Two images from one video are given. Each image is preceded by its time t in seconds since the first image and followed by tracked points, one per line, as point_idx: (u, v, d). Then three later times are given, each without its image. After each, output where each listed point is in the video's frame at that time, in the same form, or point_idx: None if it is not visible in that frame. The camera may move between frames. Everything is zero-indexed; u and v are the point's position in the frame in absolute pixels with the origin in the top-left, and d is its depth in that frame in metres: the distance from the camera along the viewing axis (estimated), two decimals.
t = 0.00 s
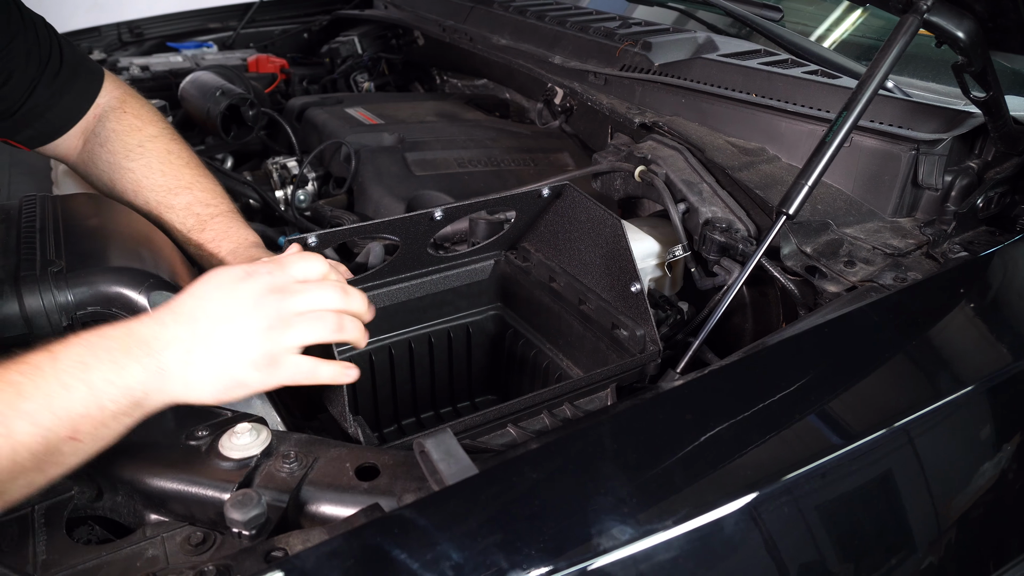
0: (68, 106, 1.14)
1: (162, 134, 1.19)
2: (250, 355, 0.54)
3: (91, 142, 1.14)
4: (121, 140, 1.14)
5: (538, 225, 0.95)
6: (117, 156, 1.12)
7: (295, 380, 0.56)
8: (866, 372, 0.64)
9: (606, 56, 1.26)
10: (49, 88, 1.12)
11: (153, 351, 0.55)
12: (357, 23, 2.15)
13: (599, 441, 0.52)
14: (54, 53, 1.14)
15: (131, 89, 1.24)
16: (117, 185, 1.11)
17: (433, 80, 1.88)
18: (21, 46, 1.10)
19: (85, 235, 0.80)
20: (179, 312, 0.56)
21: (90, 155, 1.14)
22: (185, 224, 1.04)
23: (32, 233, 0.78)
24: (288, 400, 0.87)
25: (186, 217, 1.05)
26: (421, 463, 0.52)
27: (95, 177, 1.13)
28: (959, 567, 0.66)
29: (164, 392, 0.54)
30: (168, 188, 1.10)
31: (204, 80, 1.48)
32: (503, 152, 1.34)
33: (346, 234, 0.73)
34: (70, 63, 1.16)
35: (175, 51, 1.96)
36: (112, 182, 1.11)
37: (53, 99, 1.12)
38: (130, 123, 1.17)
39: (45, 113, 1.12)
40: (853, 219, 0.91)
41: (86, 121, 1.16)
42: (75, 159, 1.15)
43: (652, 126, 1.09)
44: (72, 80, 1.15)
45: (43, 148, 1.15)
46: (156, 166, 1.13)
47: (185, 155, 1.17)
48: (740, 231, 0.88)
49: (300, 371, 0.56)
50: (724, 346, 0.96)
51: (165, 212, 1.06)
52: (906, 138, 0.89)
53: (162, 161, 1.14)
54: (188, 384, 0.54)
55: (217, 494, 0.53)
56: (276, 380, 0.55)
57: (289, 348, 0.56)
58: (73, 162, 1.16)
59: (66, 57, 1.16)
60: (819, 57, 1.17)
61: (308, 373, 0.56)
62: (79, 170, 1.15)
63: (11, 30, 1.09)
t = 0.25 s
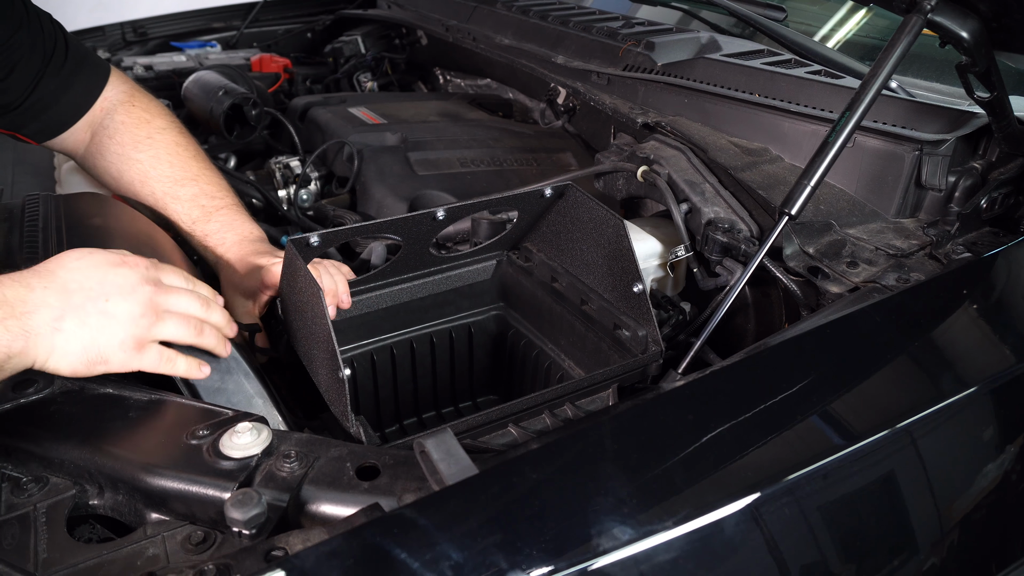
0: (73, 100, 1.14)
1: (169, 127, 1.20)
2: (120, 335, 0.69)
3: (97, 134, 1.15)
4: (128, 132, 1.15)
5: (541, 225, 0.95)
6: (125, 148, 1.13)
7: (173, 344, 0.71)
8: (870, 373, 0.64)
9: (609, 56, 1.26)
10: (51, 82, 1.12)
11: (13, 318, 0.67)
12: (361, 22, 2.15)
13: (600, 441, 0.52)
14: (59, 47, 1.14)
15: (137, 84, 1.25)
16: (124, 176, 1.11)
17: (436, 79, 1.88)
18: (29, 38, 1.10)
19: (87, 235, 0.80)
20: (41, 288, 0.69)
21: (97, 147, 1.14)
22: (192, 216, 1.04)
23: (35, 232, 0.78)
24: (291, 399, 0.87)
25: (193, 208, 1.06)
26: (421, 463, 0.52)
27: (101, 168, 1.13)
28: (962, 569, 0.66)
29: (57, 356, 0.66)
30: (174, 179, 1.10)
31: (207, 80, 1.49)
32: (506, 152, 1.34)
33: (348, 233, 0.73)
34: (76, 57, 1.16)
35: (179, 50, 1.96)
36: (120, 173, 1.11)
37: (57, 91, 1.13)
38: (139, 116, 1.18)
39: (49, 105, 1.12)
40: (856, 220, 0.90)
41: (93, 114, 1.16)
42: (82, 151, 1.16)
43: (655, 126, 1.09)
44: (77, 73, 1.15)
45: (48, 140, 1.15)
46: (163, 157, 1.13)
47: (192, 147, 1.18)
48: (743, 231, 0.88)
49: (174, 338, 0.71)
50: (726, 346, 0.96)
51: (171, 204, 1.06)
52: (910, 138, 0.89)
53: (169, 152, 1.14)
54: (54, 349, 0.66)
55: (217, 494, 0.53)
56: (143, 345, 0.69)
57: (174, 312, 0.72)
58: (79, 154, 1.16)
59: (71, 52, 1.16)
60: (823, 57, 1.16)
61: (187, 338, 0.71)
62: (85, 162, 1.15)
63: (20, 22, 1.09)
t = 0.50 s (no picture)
0: (73, 100, 1.14)
1: (169, 128, 1.20)
2: (193, 343, 0.70)
3: (98, 134, 1.15)
4: (128, 132, 1.15)
5: (541, 225, 0.95)
6: (126, 147, 1.13)
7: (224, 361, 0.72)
8: (871, 373, 0.64)
9: (611, 56, 1.26)
10: (51, 81, 1.12)
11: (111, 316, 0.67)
12: (364, 22, 2.15)
13: (597, 441, 0.52)
14: (59, 47, 1.14)
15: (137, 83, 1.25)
16: (125, 177, 1.11)
17: (439, 79, 1.88)
18: (29, 38, 1.10)
19: (88, 233, 0.80)
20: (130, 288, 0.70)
21: (97, 147, 1.14)
22: (193, 217, 1.04)
23: (36, 231, 0.79)
24: (291, 398, 0.87)
25: (194, 207, 1.06)
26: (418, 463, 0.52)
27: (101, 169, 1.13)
28: (963, 570, 0.65)
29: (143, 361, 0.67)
30: (175, 180, 1.10)
31: (210, 79, 1.49)
32: (508, 152, 1.34)
33: (347, 233, 0.73)
34: (76, 57, 1.16)
35: (182, 50, 1.96)
36: (120, 174, 1.12)
37: (58, 91, 1.13)
38: (138, 116, 1.18)
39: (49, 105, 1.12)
40: (858, 220, 0.90)
41: (93, 114, 1.16)
42: (82, 152, 1.16)
43: (656, 126, 1.09)
44: (77, 73, 1.15)
45: (49, 141, 1.15)
46: (163, 157, 1.13)
47: (192, 147, 1.18)
48: (743, 231, 0.88)
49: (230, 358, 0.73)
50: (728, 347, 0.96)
51: (173, 204, 1.07)
52: (912, 138, 0.88)
53: (170, 152, 1.14)
54: (139, 354, 0.67)
55: (215, 493, 0.53)
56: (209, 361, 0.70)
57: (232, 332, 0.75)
58: (80, 155, 1.16)
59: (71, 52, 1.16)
60: (826, 57, 1.16)
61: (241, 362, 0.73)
62: (86, 163, 1.16)
63: (20, 22, 1.10)
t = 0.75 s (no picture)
0: (77, 100, 1.15)
1: (172, 128, 1.20)
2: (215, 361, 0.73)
3: (100, 135, 1.15)
4: (131, 132, 1.15)
5: (541, 226, 0.95)
6: (128, 147, 1.13)
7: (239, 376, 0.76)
8: (872, 373, 0.64)
9: (612, 56, 1.26)
10: (55, 82, 1.13)
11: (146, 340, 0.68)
12: (366, 22, 2.15)
13: (593, 442, 0.52)
14: (62, 47, 1.15)
15: (141, 84, 1.25)
16: (127, 177, 1.11)
17: (440, 79, 1.89)
18: (33, 39, 1.10)
19: (88, 232, 0.80)
20: (164, 310, 0.70)
21: (100, 147, 1.14)
22: (194, 217, 1.04)
23: (37, 230, 0.79)
24: (291, 397, 0.87)
25: (196, 207, 1.06)
26: (414, 463, 0.52)
27: (104, 169, 1.13)
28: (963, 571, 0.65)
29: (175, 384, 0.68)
30: (177, 180, 1.10)
31: (211, 79, 1.49)
32: (509, 152, 1.34)
33: (346, 233, 0.73)
34: (80, 57, 1.17)
35: (185, 50, 1.97)
36: (122, 174, 1.12)
37: (62, 92, 1.13)
38: (141, 116, 1.18)
39: (54, 106, 1.13)
40: (858, 221, 0.90)
41: (98, 114, 1.17)
42: (86, 153, 1.16)
43: (656, 126, 1.09)
44: (81, 74, 1.16)
45: (53, 142, 1.16)
46: (165, 157, 1.13)
47: (193, 147, 1.18)
48: (743, 232, 0.88)
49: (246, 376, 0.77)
50: (728, 347, 0.96)
51: (174, 204, 1.07)
52: (913, 139, 0.88)
53: (172, 152, 1.15)
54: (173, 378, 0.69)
55: (212, 492, 0.53)
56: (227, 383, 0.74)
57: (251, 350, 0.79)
58: (83, 155, 1.17)
59: (75, 52, 1.17)
60: (827, 58, 1.15)
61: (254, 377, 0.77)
62: (89, 163, 1.16)
63: (23, 23, 1.10)
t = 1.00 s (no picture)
0: (80, 101, 1.15)
1: (174, 128, 1.20)
2: (215, 364, 0.73)
3: (102, 135, 1.15)
4: (133, 133, 1.15)
5: (542, 226, 0.95)
6: (130, 148, 1.13)
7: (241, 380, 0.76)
8: (872, 375, 0.63)
9: (614, 56, 1.26)
10: (58, 83, 1.13)
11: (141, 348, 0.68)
12: (369, 22, 2.15)
13: (590, 442, 0.52)
14: (65, 49, 1.15)
15: (143, 84, 1.25)
16: (127, 177, 1.11)
17: (443, 79, 1.89)
18: (36, 41, 1.11)
19: (89, 231, 0.80)
20: (160, 318, 0.71)
21: (101, 147, 1.14)
22: (194, 217, 1.05)
23: (38, 229, 0.79)
24: (291, 397, 0.87)
25: (196, 208, 1.06)
26: (413, 463, 0.52)
27: (105, 170, 1.14)
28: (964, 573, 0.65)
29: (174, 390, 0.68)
30: (178, 181, 1.10)
31: (213, 79, 1.49)
32: (511, 152, 1.34)
33: (346, 233, 0.73)
34: (83, 59, 1.17)
35: (189, 50, 1.97)
36: (123, 174, 1.12)
37: (65, 93, 1.14)
38: (143, 117, 1.19)
39: (56, 107, 1.13)
40: (860, 221, 0.89)
41: (99, 115, 1.17)
42: (87, 154, 1.17)
43: (658, 126, 1.09)
44: (84, 75, 1.16)
45: (54, 142, 1.16)
46: (167, 158, 1.14)
47: (195, 147, 1.19)
48: (744, 233, 0.87)
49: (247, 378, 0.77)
50: (730, 348, 0.96)
51: (175, 205, 1.07)
52: (915, 139, 0.88)
53: (174, 153, 1.15)
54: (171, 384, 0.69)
55: (210, 491, 0.53)
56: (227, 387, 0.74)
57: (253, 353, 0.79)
58: (84, 155, 1.17)
59: (78, 54, 1.17)
60: (830, 58, 1.15)
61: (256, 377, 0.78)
62: (90, 164, 1.16)
63: (27, 25, 1.11)
